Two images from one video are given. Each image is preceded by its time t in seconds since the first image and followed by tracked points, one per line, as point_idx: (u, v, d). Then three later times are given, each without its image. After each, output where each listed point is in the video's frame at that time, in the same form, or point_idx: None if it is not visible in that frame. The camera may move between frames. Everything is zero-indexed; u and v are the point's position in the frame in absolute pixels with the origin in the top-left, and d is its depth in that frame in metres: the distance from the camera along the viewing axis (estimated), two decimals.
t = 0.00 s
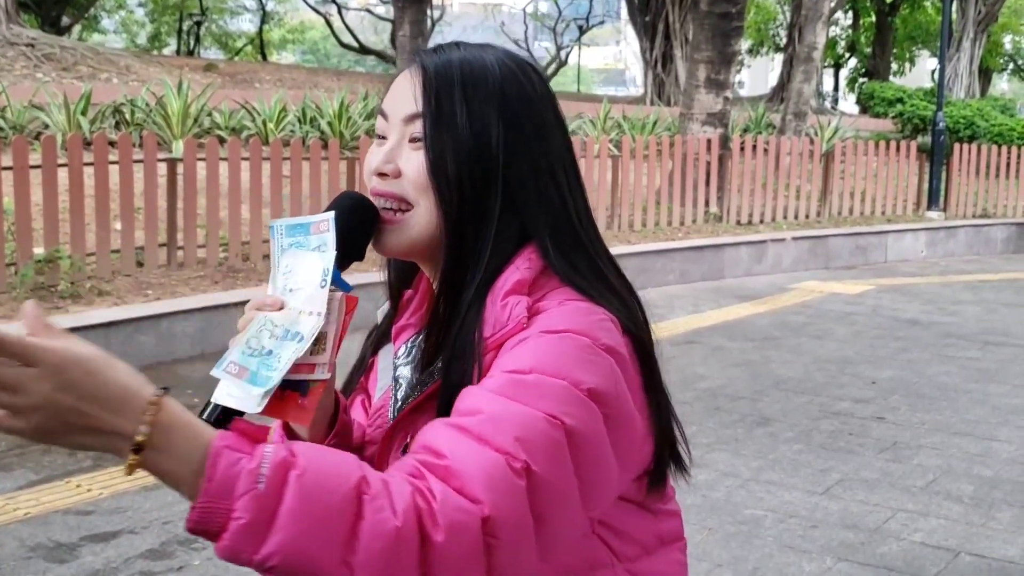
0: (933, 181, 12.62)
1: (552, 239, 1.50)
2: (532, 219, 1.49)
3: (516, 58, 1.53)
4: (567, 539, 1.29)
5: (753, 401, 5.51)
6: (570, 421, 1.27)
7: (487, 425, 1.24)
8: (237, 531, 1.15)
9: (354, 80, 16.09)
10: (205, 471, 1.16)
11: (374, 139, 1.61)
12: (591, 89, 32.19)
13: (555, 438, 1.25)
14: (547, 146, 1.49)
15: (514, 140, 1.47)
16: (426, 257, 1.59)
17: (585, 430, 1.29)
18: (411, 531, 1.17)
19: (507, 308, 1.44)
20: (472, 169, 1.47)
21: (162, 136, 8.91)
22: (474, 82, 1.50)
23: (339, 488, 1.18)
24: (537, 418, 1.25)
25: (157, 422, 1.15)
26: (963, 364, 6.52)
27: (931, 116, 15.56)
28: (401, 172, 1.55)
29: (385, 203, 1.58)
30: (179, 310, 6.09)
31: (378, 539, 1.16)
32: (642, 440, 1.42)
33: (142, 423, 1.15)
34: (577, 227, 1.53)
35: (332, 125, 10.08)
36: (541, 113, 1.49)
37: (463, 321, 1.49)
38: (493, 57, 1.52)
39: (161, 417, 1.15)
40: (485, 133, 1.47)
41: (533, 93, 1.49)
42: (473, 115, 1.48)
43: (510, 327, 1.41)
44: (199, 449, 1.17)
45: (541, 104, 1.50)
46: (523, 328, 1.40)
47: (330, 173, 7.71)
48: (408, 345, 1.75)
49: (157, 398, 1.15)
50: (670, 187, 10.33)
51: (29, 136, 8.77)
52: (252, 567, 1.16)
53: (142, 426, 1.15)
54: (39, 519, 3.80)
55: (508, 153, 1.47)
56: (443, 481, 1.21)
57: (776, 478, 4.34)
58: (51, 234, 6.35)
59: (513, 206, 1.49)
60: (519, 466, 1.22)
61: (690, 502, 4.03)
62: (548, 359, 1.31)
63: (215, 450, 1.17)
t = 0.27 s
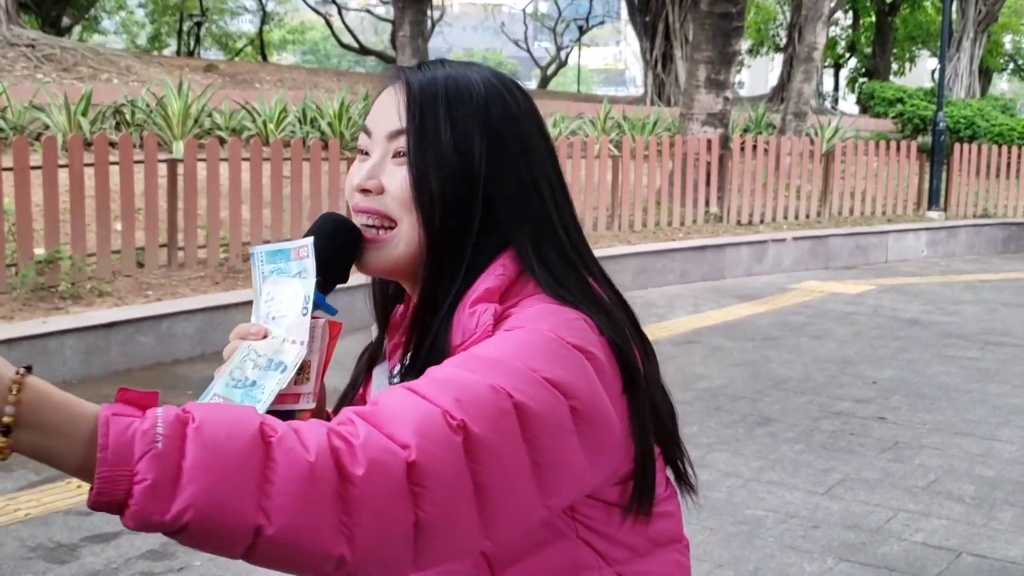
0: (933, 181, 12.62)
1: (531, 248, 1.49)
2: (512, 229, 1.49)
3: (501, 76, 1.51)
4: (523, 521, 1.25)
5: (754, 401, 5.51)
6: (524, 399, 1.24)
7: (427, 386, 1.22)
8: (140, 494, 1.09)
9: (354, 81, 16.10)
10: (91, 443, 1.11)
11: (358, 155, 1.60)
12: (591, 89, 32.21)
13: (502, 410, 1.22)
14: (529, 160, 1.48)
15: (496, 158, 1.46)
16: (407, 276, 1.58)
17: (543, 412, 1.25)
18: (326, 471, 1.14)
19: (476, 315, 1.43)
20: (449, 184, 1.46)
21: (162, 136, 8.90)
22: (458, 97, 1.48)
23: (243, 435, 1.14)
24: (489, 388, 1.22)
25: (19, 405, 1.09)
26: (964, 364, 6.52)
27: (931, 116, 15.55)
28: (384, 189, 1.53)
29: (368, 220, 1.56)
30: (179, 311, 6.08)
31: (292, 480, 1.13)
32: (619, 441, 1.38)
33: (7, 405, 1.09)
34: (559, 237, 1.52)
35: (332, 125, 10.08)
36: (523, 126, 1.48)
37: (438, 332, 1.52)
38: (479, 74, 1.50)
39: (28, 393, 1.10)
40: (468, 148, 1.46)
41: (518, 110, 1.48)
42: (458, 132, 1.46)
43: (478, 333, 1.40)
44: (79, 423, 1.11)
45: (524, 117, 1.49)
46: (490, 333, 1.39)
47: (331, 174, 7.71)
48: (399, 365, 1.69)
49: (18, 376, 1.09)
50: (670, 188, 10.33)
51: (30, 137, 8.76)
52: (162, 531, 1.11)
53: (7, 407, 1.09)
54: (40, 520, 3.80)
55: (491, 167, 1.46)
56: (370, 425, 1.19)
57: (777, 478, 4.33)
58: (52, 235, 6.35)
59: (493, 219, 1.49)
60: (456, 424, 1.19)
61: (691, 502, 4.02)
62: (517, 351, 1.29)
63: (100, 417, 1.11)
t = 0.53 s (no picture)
0: (934, 182, 12.61)
1: (527, 258, 1.50)
2: (504, 239, 1.49)
3: (495, 87, 1.53)
4: (519, 533, 1.27)
5: (754, 402, 5.51)
6: (521, 413, 1.25)
7: (420, 398, 1.24)
8: (137, 512, 1.13)
9: (355, 81, 16.10)
10: (87, 461, 1.15)
11: (350, 163, 1.61)
12: (591, 91, 32.20)
13: (498, 423, 1.24)
14: (522, 171, 1.48)
15: (487, 167, 1.46)
16: (398, 287, 1.60)
17: (538, 424, 1.26)
18: (322, 485, 1.17)
19: (470, 329, 1.45)
20: (440, 194, 1.47)
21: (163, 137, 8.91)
22: (451, 110, 1.50)
23: (237, 451, 1.17)
24: (486, 402, 1.24)
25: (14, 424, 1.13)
26: (965, 364, 6.52)
27: (932, 117, 15.55)
28: (375, 200, 1.55)
29: (359, 231, 1.58)
30: (179, 311, 6.09)
31: (288, 494, 1.16)
32: (616, 450, 1.39)
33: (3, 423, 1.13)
34: (556, 248, 1.52)
35: (333, 126, 10.09)
36: (516, 138, 1.49)
37: (432, 345, 1.53)
38: (473, 86, 1.51)
39: (25, 414, 1.14)
40: (462, 161, 1.47)
41: (510, 122, 1.49)
42: (451, 146, 1.48)
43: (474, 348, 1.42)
44: (76, 441, 1.15)
45: (517, 130, 1.49)
46: (485, 347, 1.40)
47: (331, 175, 7.71)
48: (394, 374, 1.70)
49: (14, 398, 1.13)
50: (671, 188, 10.33)
51: (30, 138, 8.77)
52: (161, 548, 1.14)
53: (4, 426, 1.13)
54: (41, 520, 3.80)
55: (483, 179, 1.47)
56: (367, 439, 1.21)
57: (777, 480, 4.33)
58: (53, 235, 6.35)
59: (486, 229, 1.49)
60: (453, 437, 1.21)
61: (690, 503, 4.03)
62: (512, 363, 1.30)
63: (96, 437, 1.15)
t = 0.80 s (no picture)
0: (936, 183, 12.62)
1: (535, 269, 1.50)
2: (511, 250, 1.49)
3: (494, 97, 1.53)
4: (545, 551, 1.28)
5: (755, 403, 5.51)
6: (543, 433, 1.26)
7: (452, 426, 1.24)
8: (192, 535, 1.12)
9: (356, 82, 16.11)
10: (149, 478, 1.12)
11: (351, 180, 1.60)
12: (592, 91, 32.22)
13: (521, 445, 1.24)
14: (523, 180, 1.48)
15: (490, 178, 1.46)
16: (405, 302, 1.59)
17: (560, 443, 1.27)
18: (369, 519, 1.16)
19: (484, 346, 1.46)
20: (444, 207, 1.47)
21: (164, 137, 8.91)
22: (451, 122, 1.50)
23: (292, 483, 1.16)
24: (507, 425, 1.24)
25: (86, 435, 1.11)
26: (965, 365, 6.52)
27: (933, 118, 15.56)
28: (378, 217, 1.53)
29: (364, 248, 1.57)
30: (179, 312, 6.09)
31: (336, 528, 1.15)
32: (631, 459, 1.39)
33: (73, 429, 1.10)
34: (562, 255, 1.53)
35: (333, 126, 10.09)
36: (516, 147, 1.49)
37: (443, 362, 1.53)
38: (471, 96, 1.51)
39: (95, 426, 1.12)
40: (465, 173, 1.46)
41: (511, 131, 1.49)
42: (452, 158, 1.47)
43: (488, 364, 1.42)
44: (138, 455, 1.13)
45: (518, 139, 1.50)
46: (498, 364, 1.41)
47: (332, 175, 7.71)
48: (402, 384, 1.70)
49: (88, 408, 1.11)
50: (672, 189, 10.34)
51: (31, 138, 8.78)
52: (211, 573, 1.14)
53: (74, 433, 1.10)
54: (41, 520, 3.81)
55: (486, 189, 1.46)
56: (402, 471, 1.20)
57: (778, 480, 4.33)
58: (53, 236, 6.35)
59: (490, 241, 1.49)
60: (485, 464, 1.21)
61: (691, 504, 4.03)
62: (527, 383, 1.30)
63: (158, 455, 1.13)
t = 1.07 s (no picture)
0: (936, 183, 12.61)
1: (559, 284, 1.48)
2: (534, 261, 1.47)
3: (507, 102, 1.51)
4: None
5: (756, 403, 5.51)
6: (613, 493, 1.27)
7: (536, 519, 1.23)
8: None
9: (357, 82, 16.11)
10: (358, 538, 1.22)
11: (369, 190, 1.58)
12: (593, 92, 32.21)
13: (603, 515, 1.25)
14: (539, 184, 1.46)
15: (509, 188, 1.45)
16: (428, 309, 1.56)
17: (630, 497, 1.28)
18: None
19: (518, 366, 1.43)
20: (468, 224, 1.45)
21: (164, 137, 8.92)
22: (467, 129, 1.48)
23: None
24: (582, 497, 1.25)
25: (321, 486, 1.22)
26: (965, 365, 6.52)
27: (933, 118, 15.56)
28: (399, 226, 1.51)
29: (384, 255, 1.54)
30: (180, 312, 6.09)
31: None
32: (670, 476, 1.40)
33: (313, 475, 1.22)
34: (580, 256, 1.52)
35: (334, 126, 10.10)
36: (532, 152, 1.47)
37: (477, 377, 1.46)
38: (485, 103, 1.49)
39: (329, 483, 1.23)
40: (482, 182, 1.45)
41: (526, 136, 1.47)
42: (470, 167, 1.45)
43: (525, 387, 1.40)
44: (354, 509, 1.23)
45: (533, 145, 1.48)
46: (537, 388, 1.39)
47: (333, 175, 7.71)
48: (423, 386, 1.70)
49: (324, 471, 1.22)
50: (671, 189, 10.34)
51: (32, 138, 8.78)
52: None
53: (314, 476, 1.22)
54: (43, 520, 3.81)
55: (505, 199, 1.44)
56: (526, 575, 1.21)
57: (778, 480, 4.34)
58: (54, 236, 6.35)
59: (515, 247, 1.47)
60: (581, 554, 1.23)
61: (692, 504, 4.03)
62: (575, 425, 1.29)
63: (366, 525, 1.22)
